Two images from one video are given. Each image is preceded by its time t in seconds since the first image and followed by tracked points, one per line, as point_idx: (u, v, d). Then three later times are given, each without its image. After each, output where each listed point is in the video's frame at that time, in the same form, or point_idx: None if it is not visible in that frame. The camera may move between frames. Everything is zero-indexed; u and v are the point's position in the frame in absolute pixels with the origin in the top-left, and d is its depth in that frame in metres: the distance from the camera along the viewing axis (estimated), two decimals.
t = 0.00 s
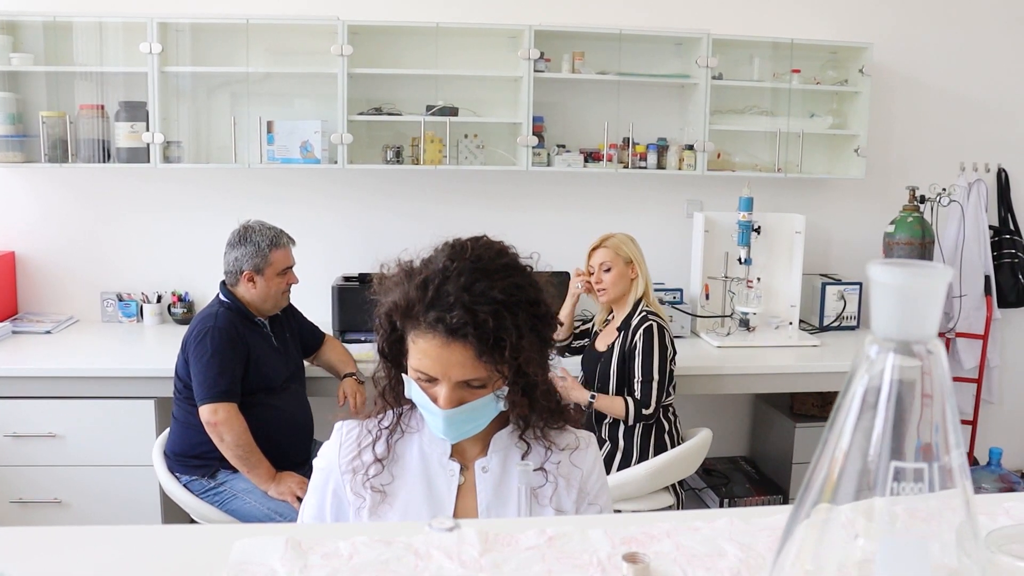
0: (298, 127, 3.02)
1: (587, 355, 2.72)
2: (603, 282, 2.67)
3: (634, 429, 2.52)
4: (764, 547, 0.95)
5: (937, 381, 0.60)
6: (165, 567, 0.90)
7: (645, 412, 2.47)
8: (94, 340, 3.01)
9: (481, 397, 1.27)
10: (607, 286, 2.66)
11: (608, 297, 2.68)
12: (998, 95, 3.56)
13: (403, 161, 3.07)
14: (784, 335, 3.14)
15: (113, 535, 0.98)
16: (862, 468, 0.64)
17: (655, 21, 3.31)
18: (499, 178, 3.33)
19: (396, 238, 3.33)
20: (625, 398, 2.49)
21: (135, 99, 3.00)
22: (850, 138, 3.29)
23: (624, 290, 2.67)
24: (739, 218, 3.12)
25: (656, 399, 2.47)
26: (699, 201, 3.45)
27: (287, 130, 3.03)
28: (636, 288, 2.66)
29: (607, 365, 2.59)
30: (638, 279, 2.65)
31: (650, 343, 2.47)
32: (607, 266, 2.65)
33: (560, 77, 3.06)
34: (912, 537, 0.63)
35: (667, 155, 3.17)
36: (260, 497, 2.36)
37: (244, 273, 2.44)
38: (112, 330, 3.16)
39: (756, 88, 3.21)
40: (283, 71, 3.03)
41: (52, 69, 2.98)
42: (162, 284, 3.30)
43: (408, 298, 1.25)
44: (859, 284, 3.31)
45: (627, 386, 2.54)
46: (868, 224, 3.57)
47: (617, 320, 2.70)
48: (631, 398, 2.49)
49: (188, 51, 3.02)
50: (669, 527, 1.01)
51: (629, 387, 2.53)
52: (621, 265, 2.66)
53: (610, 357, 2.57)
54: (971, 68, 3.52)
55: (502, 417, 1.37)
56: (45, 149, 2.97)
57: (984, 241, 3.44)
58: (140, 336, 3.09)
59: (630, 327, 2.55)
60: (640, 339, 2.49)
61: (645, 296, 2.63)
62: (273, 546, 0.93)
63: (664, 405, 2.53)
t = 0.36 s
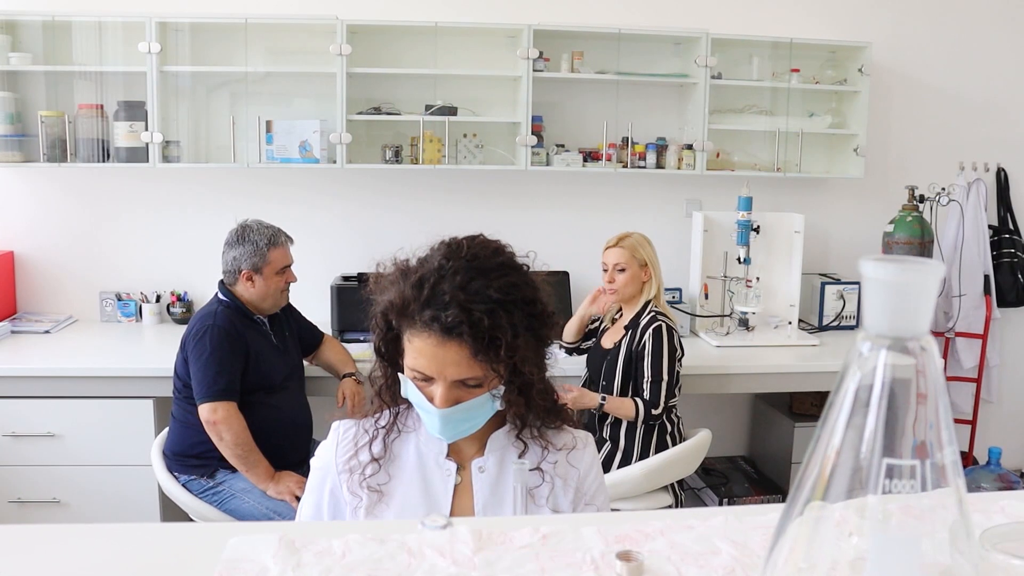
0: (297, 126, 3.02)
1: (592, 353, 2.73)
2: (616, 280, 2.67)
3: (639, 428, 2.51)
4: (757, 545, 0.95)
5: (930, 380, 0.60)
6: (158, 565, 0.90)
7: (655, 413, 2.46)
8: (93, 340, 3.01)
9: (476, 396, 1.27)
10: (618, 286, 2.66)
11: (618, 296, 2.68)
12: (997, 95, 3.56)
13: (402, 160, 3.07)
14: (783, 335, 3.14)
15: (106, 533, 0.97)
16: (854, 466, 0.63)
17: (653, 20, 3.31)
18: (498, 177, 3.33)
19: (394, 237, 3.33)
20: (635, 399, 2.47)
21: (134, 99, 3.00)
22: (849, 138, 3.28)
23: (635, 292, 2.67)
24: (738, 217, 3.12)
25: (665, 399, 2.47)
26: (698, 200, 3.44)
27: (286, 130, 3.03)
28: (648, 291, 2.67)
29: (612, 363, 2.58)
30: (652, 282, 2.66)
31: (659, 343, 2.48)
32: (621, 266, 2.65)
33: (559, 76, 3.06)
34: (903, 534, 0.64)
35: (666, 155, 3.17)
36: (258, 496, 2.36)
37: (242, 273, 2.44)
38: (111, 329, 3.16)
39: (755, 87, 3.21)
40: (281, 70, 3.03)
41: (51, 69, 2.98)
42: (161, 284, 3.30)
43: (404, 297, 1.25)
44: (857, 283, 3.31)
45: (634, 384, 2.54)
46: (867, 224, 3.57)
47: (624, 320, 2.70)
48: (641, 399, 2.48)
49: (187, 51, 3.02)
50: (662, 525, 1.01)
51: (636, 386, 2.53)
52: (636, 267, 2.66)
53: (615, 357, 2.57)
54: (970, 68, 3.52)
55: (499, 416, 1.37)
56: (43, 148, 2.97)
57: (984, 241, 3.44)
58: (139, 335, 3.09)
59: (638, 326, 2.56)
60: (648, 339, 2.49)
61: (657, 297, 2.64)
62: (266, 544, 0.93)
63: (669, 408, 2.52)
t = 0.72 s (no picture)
0: (296, 126, 3.03)
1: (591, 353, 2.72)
2: (616, 282, 2.67)
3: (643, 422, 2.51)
4: (752, 542, 0.95)
5: (921, 379, 0.61)
6: (154, 562, 0.90)
7: (668, 411, 2.48)
8: (92, 340, 3.01)
9: (473, 393, 1.28)
10: (618, 287, 2.67)
11: (616, 297, 2.69)
12: (996, 95, 3.56)
13: (401, 160, 3.07)
14: (782, 335, 3.14)
15: (103, 531, 0.98)
16: (845, 464, 0.64)
17: (652, 21, 3.32)
18: (497, 177, 3.33)
19: (393, 237, 3.34)
20: (648, 399, 2.46)
21: (134, 99, 3.01)
22: (848, 138, 3.28)
23: (633, 294, 2.68)
24: (737, 217, 3.12)
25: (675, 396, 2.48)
26: (697, 200, 3.45)
27: (286, 130, 3.03)
28: (646, 293, 2.68)
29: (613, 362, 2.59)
30: (652, 284, 2.66)
31: (664, 342, 2.49)
32: (622, 268, 2.65)
33: (558, 76, 3.06)
34: (895, 531, 0.63)
35: (665, 155, 3.17)
36: (258, 496, 2.37)
37: (242, 273, 2.45)
38: (110, 329, 3.17)
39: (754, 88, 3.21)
40: (280, 71, 3.03)
41: (51, 69, 2.98)
42: (160, 284, 3.31)
43: (401, 294, 1.25)
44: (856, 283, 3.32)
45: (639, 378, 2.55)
46: (866, 224, 3.57)
47: (623, 321, 2.70)
48: (651, 399, 2.48)
49: (187, 51, 3.02)
50: (658, 523, 1.01)
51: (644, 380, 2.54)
52: (636, 270, 2.66)
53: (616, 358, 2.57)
54: (969, 68, 3.52)
55: (495, 415, 1.38)
56: (43, 149, 2.97)
57: (982, 241, 3.44)
58: (139, 335, 3.10)
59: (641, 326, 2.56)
60: (653, 336, 2.50)
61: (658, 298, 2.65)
62: (263, 541, 0.93)
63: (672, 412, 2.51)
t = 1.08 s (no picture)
0: (296, 127, 3.03)
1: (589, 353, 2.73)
2: (612, 285, 2.67)
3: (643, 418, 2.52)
4: (753, 542, 0.96)
5: (924, 381, 0.61)
6: (159, 562, 0.90)
7: (667, 406, 2.49)
8: (92, 340, 3.01)
9: (469, 391, 1.28)
10: (615, 290, 2.67)
11: (613, 299, 2.69)
12: (995, 95, 3.56)
13: (402, 161, 3.07)
14: (782, 335, 3.14)
15: (107, 531, 0.98)
16: (847, 464, 0.64)
17: (652, 22, 3.32)
18: (497, 178, 3.33)
19: (393, 238, 3.34)
20: (648, 394, 2.48)
21: (134, 100, 3.01)
22: (847, 138, 3.29)
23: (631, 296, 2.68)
24: (737, 217, 3.12)
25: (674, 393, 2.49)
26: (697, 201, 3.45)
27: (286, 131, 3.04)
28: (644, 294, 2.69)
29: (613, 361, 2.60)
30: (648, 283, 2.68)
31: (661, 340, 2.49)
32: (618, 271, 2.65)
33: (558, 76, 3.06)
34: (895, 530, 0.64)
35: (664, 156, 3.17)
36: (259, 497, 2.37)
37: (246, 276, 2.45)
38: (111, 329, 3.17)
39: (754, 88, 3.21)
40: (280, 71, 3.03)
41: (51, 70, 2.98)
42: (161, 284, 3.31)
43: (394, 292, 1.26)
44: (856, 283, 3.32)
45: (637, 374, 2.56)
46: (866, 224, 3.57)
47: (619, 322, 2.70)
48: (651, 394, 2.49)
49: (186, 51, 3.02)
50: (659, 523, 1.01)
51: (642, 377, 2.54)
52: (631, 271, 2.66)
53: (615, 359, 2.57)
54: (968, 68, 3.53)
55: (492, 414, 1.38)
56: (44, 149, 2.97)
57: (982, 241, 3.44)
58: (139, 336, 3.10)
59: (637, 326, 2.56)
60: (650, 334, 2.51)
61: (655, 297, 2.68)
62: (267, 541, 0.94)
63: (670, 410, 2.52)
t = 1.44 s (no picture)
0: (297, 126, 3.03)
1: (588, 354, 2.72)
2: (611, 283, 2.67)
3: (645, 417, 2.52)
4: (762, 542, 0.96)
5: (935, 382, 0.61)
6: (167, 562, 0.91)
7: (667, 404, 2.48)
8: (94, 340, 3.01)
9: (471, 389, 1.28)
10: (614, 288, 2.67)
11: (612, 298, 2.69)
12: (996, 95, 3.56)
13: (403, 161, 3.07)
14: (783, 335, 3.15)
15: (116, 531, 0.98)
16: (859, 463, 0.64)
17: (653, 22, 3.32)
18: (498, 177, 3.33)
19: (394, 238, 3.34)
20: (648, 393, 2.47)
21: (134, 99, 3.00)
22: (848, 138, 3.29)
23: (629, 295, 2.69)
24: (738, 217, 3.12)
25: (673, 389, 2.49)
26: (698, 201, 3.45)
27: (287, 130, 3.03)
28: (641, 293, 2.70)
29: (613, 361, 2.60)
30: (648, 282, 2.68)
31: (657, 338, 2.49)
32: (616, 270, 2.65)
33: (559, 76, 3.06)
34: (907, 531, 0.64)
35: (665, 155, 3.17)
36: (260, 496, 2.36)
37: (246, 275, 2.45)
38: (112, 329, 3.17)
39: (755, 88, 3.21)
40: (280, 71, 3.03)
41: (52, 69, 2.98)
42: (162, 284, 3.31)
43: (395, 292, 1.26)
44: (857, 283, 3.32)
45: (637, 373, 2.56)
46: (867, 224, 3.58)
47: (617, 320, 2.70)
48: (651, 392, 2.49)
49: (187, 51, 3.02)
50: (666, 523, 1.01)
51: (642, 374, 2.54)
52: (630, 270, 2.66)
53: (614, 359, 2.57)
54: (969, 68, 3.53)
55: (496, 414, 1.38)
56: (44, 149, 2.97)
57: (982, 240, 3.44)
58: (140, 335, 3.10)
59: (633, 324, 2.55)
60: (644, 334, 2.51)
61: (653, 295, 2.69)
62: (274, 541, 0.94)
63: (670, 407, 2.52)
